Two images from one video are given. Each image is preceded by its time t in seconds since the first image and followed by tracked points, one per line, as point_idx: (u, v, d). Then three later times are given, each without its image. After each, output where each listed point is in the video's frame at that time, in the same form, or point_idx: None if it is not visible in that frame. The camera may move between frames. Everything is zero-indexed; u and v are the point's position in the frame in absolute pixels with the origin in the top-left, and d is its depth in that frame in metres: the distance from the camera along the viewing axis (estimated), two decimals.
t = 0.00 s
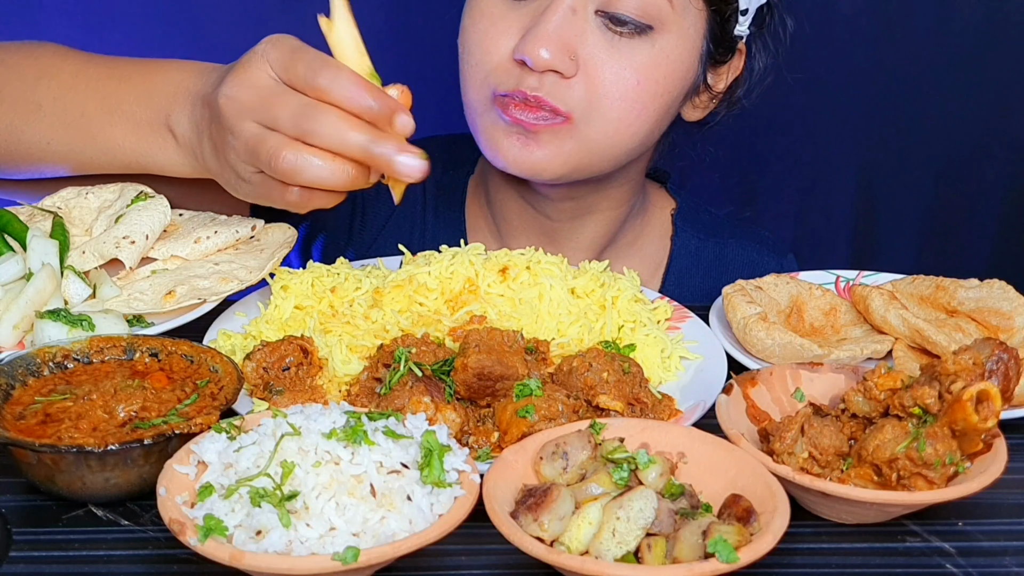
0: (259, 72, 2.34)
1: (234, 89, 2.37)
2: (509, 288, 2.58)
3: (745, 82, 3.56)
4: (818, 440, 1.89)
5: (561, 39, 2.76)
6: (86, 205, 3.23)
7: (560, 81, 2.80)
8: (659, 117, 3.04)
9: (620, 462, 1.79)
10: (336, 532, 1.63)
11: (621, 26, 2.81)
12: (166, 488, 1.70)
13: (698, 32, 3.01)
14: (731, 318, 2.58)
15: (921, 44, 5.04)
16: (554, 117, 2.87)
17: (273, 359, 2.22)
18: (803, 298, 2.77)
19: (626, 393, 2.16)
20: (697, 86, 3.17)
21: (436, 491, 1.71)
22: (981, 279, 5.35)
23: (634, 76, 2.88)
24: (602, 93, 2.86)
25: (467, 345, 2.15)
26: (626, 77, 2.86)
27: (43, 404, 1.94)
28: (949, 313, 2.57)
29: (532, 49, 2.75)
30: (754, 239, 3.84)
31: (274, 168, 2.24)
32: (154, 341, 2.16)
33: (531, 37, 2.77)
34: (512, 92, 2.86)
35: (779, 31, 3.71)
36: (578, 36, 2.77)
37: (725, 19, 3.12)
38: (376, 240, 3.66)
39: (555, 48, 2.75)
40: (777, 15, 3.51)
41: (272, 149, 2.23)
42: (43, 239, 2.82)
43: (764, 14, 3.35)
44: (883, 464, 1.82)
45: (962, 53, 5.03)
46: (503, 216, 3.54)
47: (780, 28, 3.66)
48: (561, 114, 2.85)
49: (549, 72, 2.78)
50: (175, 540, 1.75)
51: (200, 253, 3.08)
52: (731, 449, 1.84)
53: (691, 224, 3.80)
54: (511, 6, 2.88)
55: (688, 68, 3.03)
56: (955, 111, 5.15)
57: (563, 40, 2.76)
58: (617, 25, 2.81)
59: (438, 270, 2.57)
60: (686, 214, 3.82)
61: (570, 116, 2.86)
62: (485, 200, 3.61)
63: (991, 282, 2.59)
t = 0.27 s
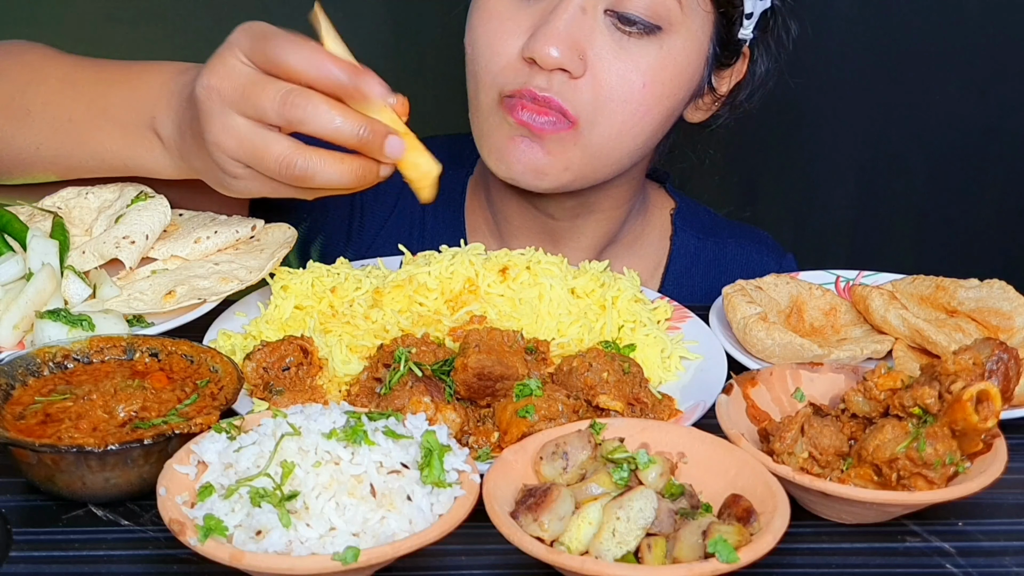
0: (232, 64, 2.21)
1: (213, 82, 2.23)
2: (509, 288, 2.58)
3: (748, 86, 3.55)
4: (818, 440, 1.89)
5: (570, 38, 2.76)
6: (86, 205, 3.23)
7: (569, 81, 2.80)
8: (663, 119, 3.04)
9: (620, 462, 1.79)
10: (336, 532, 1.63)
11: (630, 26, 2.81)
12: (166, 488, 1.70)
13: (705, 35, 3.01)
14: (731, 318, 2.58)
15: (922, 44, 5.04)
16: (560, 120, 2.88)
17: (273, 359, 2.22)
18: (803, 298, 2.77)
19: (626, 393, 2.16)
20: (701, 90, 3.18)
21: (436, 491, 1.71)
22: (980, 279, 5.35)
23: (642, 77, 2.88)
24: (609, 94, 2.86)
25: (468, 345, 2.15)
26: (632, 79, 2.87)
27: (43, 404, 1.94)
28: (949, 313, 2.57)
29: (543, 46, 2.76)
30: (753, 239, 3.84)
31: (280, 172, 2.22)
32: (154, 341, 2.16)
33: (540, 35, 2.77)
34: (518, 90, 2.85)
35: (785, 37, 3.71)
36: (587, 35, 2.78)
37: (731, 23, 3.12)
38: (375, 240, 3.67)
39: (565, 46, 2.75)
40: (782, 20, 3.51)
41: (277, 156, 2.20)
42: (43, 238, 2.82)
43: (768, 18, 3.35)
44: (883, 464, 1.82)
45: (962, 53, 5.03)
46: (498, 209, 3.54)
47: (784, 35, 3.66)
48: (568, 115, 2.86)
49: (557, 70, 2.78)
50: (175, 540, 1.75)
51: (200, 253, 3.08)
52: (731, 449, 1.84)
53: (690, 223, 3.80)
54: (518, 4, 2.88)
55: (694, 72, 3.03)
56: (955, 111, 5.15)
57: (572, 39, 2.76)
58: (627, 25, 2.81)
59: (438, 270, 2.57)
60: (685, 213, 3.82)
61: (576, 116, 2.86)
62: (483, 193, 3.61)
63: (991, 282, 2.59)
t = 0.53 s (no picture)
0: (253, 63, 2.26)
1: (234, 86, 2.27)
2: (509, 288, 2.58)
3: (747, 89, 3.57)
4: (818, 440, 1.89)
5: (573, 32, 2.76)
6: (85, 205, 3.23)
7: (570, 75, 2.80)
8: (664, 118, 3.04)
9: (620, 462, 1.79)
10: (336, 532, 1.64)
11: (631, 23, 2.82)
12: (165, 488, 1.70)
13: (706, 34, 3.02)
14: (731, 319, 2.58)
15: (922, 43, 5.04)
16: (564, 116, 2.87)
17: (273, 359, 2.22)
18: (803, 298, 2.77)
19: (626, 393, 2.16)
20: (701, 91, 3.18)
21: (435, 491, 1.71)
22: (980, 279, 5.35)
23: (644, 74, 2.88)
24: (610, 89, 2.86)
25: (468, 344, 2.15)
26: (635, 75, 2.87)
27: (43, 404, 1.94)
28: (949, 313, 2.57)
29: (545, 41, 2.75)
30: (752, 240, 3.84)
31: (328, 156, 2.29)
32: (154, 341, 2.16)
33: (542, 29, 2.77)
34: (520, 86, 2.85)
35: (783, 42, 3.73)
36: (590, 30, 2.78)
37: (731, 24, 3.13)
38: (371, 242, 3.68)
39: (567, 41, 2.75)
40: (778, 24, 3.53)
41: (322, 143, 2.26)
42: (43, 238, 2.82)
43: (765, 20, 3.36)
44: (883, 463, 1.82)
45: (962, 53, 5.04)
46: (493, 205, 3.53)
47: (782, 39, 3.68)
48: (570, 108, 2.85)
49: (559, 65, 2.78)
50: (175, 540, 1.75)
51: (200, 253, 3.08)
52: (731, 449, 1.84)
53: (689, 224, 3.80)
54: None
55: (695, 70, 3.03)
56: (955, 111, 5.16)
57: (574, 33, 2.76)
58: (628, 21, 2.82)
59: (438, 270, 2.57)
60: (683, 214, 3.82)
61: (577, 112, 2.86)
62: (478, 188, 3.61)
63: (991, 282, 2.59)
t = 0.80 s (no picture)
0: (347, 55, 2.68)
1: (334, 72, 2.68)
2: (509, 288, 2.58)
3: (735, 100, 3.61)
4: (818, 440, 1.89)
5: (544, 7, 2.77)
6: (86, 205, 3.23)
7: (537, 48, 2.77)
8: (635, 106, 2.99)
9: (620, 462, 1.79)
10: (336, 532, 1.64)
11: None
12: (165, 488, 1.70)
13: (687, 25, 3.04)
14: (731, 319, 2.58)
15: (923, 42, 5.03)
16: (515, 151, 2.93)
17: (273, 359, 2.22)
18: (802, 298, 2.77)
19: (626, 393, 2.16)
20: (678, 86, 3.16)
21: (435, 492, 1.71)
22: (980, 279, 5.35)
23: (613, 55, 2.85)
24: (575, 70, 2.82)
25: (468, 345, 2.15)
26: (604, 56, 2.84)
27: (43, 404, 1.94)
28: (949, 313, 2.57)
29: (515, 11, 2.76)
30: (748, 243, 3.84)
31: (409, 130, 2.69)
32: (154, 341, 2.16)
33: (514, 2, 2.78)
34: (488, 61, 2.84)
35: (772, 52, 3.77)
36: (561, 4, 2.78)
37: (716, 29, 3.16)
38: (363, 243, 3.65)
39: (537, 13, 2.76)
40: (766, 33, 3.57)
41: (410, 117, 2.67)
42: (43, 238, 2.83)
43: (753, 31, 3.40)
44: (883, 463, 1.82)
45: (963, 53, 5.04)
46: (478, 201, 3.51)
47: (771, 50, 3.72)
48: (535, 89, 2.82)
49: (528, 37, 2.76)
50: (175, 540, 1.75)
51: (200, 253, 3.08)
52: (731, 449, 1.84)
53: (683, 229, 3.81)
54: None
55: (672, 61, 3.03)
56: (955, 111, 5.16)
57: (546, 8, 2.77)
58: None
59: (438, 270, 2.57)
60: (678, 219, 3.83)
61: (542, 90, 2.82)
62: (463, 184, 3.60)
63: (991, 282, 2.59)
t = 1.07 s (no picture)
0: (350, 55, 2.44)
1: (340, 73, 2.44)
2: (509, 288, 2.58)
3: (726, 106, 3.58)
4: (818, 440, 1.89)
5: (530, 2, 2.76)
6: (86, 205, 3.23)
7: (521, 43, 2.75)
8: (619, 102, 2.95)
9: (621, 462, 1.79)
10: (336, 532, 1.63)
11: None
12: (166, 488, 1.70)
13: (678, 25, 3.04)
14: (731, 319, 2.58)
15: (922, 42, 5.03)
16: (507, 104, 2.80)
17: (273, 359, 2.22)
18: (802, 298, 2.77)
19: (626, 393, 2.16)
20: (668, 87, 3.13)
21: (435, 492, 1.71)
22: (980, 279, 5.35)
23: (598, 51, 2.83)
24: (557, 64, 2.78)
25: (467, 345, 2.15)
26: (588, 51, 2.81)
27: (43, 404, 1.94)
28: (949, 313, 2.57)
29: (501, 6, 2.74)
30: (746, 243, 3.84)
31: (406, 152, 2.49)
32: (154, 341, 2.16)
33: None
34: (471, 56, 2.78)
35: (765, 57, 3.77)
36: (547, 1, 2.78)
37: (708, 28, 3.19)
38: (360, 244, 3.67)
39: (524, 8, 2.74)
40: (760, 36, 3.57)
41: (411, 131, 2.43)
42: (43, 238, 2.82)
43: (745, 35, 3.44)
44: (883, 463, 1.82)
45: (963, 53, 5.04)
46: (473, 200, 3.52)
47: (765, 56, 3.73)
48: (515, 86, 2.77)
49: (516, 32, 2.74)
50: (175, 540, 1.75)
51: (200, 253, 3.08)
52: (731, 449, 1.84)
53: (680, 230, 3.82)
54: None
55: (661, 61, 3.01)
56: (954, 111, 5.16)
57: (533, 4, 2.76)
58: None
59: (438, 270, 2.57)
60: (675, 220, 3.84)
61: (524, 84, 2.76)
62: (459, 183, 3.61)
63: (991, 282, 2.59)
